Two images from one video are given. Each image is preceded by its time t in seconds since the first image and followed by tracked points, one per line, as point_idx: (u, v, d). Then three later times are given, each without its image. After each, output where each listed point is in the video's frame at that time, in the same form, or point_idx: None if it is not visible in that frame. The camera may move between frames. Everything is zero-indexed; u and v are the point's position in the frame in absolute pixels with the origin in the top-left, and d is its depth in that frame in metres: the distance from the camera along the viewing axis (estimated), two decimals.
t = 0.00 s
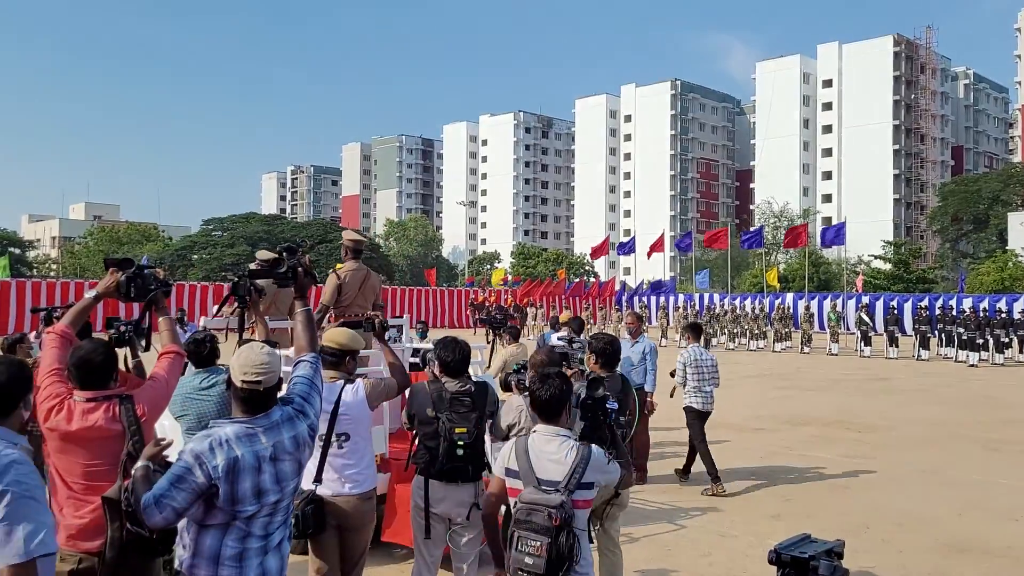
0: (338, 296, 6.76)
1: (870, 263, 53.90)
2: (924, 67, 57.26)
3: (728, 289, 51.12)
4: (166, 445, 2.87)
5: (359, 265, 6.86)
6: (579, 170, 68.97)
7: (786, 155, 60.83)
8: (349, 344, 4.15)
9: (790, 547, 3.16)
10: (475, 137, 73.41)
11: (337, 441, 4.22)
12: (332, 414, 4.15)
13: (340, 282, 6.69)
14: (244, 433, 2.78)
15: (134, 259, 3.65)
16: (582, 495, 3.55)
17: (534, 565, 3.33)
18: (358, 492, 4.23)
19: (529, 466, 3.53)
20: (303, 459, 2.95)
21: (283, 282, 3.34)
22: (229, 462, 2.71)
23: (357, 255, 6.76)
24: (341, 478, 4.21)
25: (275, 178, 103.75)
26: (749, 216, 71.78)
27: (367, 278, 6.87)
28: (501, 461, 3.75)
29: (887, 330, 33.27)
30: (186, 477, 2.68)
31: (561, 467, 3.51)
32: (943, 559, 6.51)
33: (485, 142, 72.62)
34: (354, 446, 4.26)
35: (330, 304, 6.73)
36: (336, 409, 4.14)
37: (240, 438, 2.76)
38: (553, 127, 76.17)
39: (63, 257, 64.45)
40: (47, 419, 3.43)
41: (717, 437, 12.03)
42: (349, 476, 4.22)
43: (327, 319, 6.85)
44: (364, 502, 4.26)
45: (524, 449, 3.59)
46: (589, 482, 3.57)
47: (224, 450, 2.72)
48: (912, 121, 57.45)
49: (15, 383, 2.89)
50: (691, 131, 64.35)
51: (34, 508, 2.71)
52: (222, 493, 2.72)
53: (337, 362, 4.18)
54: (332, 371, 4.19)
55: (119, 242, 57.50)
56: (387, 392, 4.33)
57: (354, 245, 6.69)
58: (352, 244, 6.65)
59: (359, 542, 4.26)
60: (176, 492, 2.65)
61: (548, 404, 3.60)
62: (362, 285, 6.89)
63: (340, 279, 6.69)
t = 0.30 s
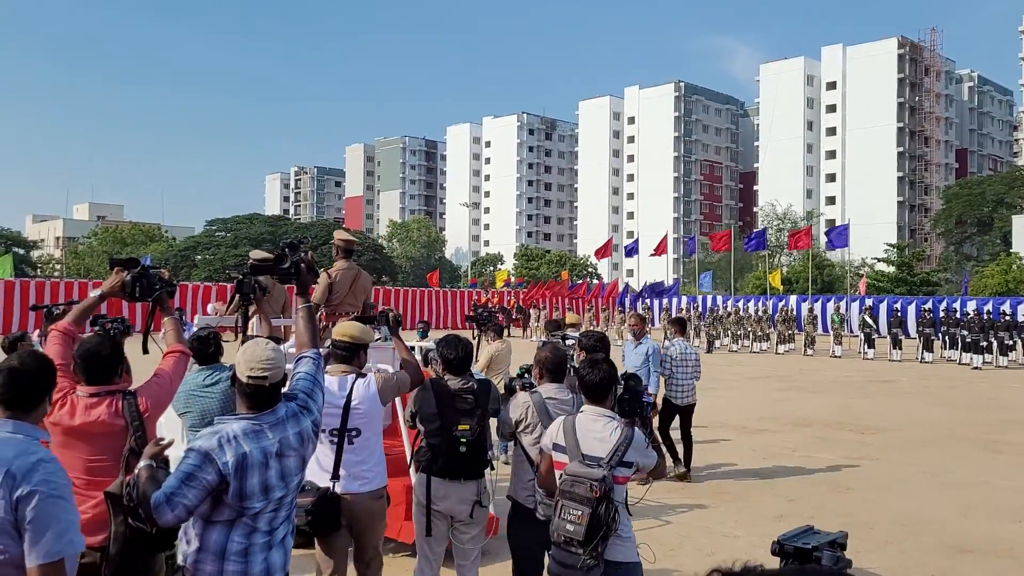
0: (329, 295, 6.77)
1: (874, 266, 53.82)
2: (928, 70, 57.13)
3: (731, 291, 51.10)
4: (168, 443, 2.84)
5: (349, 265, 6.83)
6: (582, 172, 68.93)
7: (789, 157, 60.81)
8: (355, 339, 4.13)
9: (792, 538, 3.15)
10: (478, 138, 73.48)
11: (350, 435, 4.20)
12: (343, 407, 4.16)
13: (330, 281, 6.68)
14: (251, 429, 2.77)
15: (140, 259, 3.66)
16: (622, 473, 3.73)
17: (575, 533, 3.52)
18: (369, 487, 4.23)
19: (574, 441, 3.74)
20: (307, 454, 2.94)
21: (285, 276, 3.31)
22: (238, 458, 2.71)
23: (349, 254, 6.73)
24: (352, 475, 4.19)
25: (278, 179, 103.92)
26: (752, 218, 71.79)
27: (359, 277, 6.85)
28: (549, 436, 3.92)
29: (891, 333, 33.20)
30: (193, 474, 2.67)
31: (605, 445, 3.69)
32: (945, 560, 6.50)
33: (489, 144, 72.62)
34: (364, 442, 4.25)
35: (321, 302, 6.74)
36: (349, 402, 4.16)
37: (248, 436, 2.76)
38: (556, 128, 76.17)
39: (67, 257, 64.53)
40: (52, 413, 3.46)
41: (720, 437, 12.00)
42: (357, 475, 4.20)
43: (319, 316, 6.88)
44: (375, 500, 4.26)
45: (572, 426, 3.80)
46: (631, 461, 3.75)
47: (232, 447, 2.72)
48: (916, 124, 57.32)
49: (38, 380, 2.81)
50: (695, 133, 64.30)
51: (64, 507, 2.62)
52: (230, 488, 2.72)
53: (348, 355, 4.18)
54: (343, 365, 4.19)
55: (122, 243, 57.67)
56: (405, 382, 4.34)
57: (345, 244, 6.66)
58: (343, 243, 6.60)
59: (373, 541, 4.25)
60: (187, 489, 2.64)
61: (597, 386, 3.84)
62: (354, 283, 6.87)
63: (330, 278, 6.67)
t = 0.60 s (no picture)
0: (322, 296, 6.82)
1: (881, 266, 53.60)
2: (936, 70, 56.93)
3: (737, 292, 51.02)
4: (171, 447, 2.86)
5: (341, 267, 6.94)
6: (588, 173, 68.80)
7: (796, 158, 60.70)
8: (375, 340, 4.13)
9: (793, 540, 3.16)
10: (484, 139, 73.49)
11: (366, 440, 4.17)
12: (361, 411, 4.15)
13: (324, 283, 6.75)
14: (256, 432, 2.80)
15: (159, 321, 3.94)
16: (670, 458, 4.04)
17: (635, 517, 3.77)
18: (386, 492, 4.16)
19: (623, 434, 4.02)
20: (309, 455, 2.97)
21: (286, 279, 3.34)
22: (243, 460, 2.74)
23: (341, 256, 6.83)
24: (370, 478, 4.14)
25: (285, 181, 104.22)
26: (759, 219, 71.73)
27: (351, 279, 6.94)
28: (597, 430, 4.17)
29: (898, 334, 33.10)
30: (198, 475, 2.69)
31: (652, 434, 4.00)
32: (950, 561, 6.50)
33: (495, 145, 72.60)
34: (383, 447, 4.19)
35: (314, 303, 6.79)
36: (368, 404, 4.15)
37: (252, 437, 2.78)
38: (562, 129, 76.12)
39: (75, 259, 64.68)
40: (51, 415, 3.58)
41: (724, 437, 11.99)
42: (372, 480, 4.14)
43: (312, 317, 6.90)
44: (392, 504, 4.18)
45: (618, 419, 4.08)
46: (675, 447, 4.07)
47: (237, 449, 2.74)
48: (924, 124, 57.10)
49: (58, 385, 2.84)
50: (701, 134, 64.22)
51: (79, 515, 2.65)
52: (235, 491, 2.74)
53: (369, 359, 4.21)
54: (364, 368, 4.23)
55: (130, 245, 57.87)
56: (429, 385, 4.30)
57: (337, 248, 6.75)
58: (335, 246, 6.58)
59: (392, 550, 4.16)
60: (192, 491, 2.66)
61: (641, 380, 4.11)
62: (346, 285, 6.97)
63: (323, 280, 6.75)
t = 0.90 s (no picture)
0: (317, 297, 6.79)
1: (891, 267, 53.37)
2: (945, 69, 56.65)
3: (746, 293, 50.88)
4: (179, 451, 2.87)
5: (337, 268, 6.96)
6: (596, 174, 68.69)
7: (804, 158, 60.52)
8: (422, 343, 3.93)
9: (803, 542, 3.15)
10: (492, 141, 73.50)
11: (409, 444, 3.95)
12: (402, 415, 3.95)
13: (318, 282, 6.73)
14: (261, 432, 2.79)
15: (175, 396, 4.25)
16: (701, 447, 4.44)
17: (676, 501, 4.15)
18: (432, 499, 3.94)
19: (657, 425, 4.39)
20: (314, 456, 2.96)
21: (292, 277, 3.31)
22: (250, 460, 2.74)
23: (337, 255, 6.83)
24: (415, 482, 3.93)
25: (294, 182, 104.53)
26: (767, 220, 71.61)
27: (347, 280, 6.95)
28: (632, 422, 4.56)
29: (907, 335, 32.97)
30: (206, 475, 2.69)
31: (686, 425, 4.39)
32: (960, 563, 6.46)
33: (502, 146, 72.57)
34: (432, 451, 3.98)
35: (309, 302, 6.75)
36: (410, 410, 3.95)
37: (260, 436, 2.78)
38: (570, 130, 76.05)
39: (86, 261, 65.05)
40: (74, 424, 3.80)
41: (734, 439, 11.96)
42: (420, 485, 3.94)
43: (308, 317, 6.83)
44: (435, 510, 3.94)
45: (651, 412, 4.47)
46: (705, 438, 4.47)
47: (244, 449, 2.73)
48: (933, 124, 56.81)
49: (73, 387, 2.85)
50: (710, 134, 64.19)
51: (87, 516, 2.63)
52: (241, 491, 2.74)
53: (412, 366, 3.99)
54: (407, 374, 4.00)
55: (139, 247, 58.06)
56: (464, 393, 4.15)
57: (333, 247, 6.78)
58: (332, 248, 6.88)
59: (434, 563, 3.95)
60: (198, 492, 2.66)
61: (671, 376, 4.51)
62: (342, 286, 6.96)
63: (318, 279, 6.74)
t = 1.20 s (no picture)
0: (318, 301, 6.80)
1: (905, 267, 53.01)
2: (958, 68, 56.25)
3: (757, 294, 50.66)
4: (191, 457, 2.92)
5: (338, 271, 6.93)
6: (607, 175, 68.58)
7: (816, 159, 60.27)
8: (467, 349, 3.94)
9: (821, 547, 3.11)
10: (503, 143, 73.54)
11: (462, 449, 3.96)
12: (455, 418, 3.93)
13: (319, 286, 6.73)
14: (270, 433, 2.78)
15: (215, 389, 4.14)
16: (723, 439, 4.65)
17: (704, 489, 4.36)
18: (481, 504, 3.96)
19: (685, 418, 4.61)
20: (323, 458, 2.94)
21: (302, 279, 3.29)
22: (258, 460, 2.72)
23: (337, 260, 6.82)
24: (464, 488, 3.95)
25: (305, 185, 104.88)
26: (779, 220, 71.43)
27: (348, 282, 6.93)
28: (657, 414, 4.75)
29: (922, 336, 32.74)
30: (215, 474, 2.69)
31: (710, 417, 4.60)
32: (975, 565, 6.40)
33: (513, 148, 72.58)
34: (483, 452, 3.98)
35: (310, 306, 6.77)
36: (462, 413, 3.93)
37: (269, 436, 2.77)
38: (581, 131, 75.96)
39: (99, 264, 65.45)
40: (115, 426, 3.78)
41: (747, 439, 11.89)
42: (468, 492, 3.95)
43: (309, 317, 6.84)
44: (483, 518, 3.96)
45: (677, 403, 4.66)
46: (726, 430, 4.67)
47: (252, 450, 2.72)
48: (947, 123, 56.42)
49: (93, 387, 2.88)
50: (721, 134, 63.96)
51: (98, 514, 2.61)
52: (251, 492, 2.72)
53: (462, 370, 3.98)
54: (456, 378, 3.99)
55: (152, 249, 58.33)
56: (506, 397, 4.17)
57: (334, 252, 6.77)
58: (330, 251, 6.63)
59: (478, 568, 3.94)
60: (209, 495, 2.67)
61: (696, 371, 4.73)
62: (342, 289, 6.95)
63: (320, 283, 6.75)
